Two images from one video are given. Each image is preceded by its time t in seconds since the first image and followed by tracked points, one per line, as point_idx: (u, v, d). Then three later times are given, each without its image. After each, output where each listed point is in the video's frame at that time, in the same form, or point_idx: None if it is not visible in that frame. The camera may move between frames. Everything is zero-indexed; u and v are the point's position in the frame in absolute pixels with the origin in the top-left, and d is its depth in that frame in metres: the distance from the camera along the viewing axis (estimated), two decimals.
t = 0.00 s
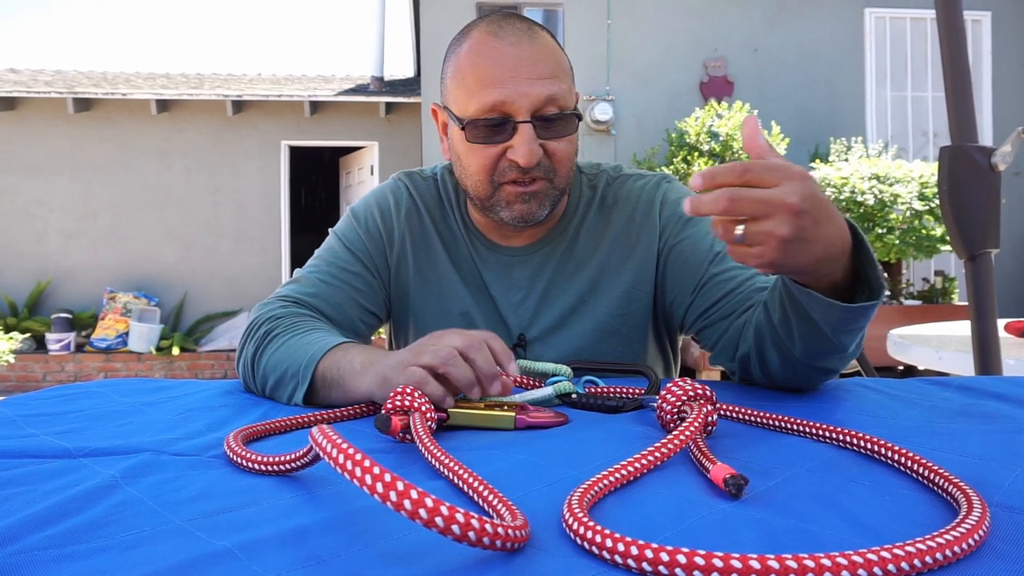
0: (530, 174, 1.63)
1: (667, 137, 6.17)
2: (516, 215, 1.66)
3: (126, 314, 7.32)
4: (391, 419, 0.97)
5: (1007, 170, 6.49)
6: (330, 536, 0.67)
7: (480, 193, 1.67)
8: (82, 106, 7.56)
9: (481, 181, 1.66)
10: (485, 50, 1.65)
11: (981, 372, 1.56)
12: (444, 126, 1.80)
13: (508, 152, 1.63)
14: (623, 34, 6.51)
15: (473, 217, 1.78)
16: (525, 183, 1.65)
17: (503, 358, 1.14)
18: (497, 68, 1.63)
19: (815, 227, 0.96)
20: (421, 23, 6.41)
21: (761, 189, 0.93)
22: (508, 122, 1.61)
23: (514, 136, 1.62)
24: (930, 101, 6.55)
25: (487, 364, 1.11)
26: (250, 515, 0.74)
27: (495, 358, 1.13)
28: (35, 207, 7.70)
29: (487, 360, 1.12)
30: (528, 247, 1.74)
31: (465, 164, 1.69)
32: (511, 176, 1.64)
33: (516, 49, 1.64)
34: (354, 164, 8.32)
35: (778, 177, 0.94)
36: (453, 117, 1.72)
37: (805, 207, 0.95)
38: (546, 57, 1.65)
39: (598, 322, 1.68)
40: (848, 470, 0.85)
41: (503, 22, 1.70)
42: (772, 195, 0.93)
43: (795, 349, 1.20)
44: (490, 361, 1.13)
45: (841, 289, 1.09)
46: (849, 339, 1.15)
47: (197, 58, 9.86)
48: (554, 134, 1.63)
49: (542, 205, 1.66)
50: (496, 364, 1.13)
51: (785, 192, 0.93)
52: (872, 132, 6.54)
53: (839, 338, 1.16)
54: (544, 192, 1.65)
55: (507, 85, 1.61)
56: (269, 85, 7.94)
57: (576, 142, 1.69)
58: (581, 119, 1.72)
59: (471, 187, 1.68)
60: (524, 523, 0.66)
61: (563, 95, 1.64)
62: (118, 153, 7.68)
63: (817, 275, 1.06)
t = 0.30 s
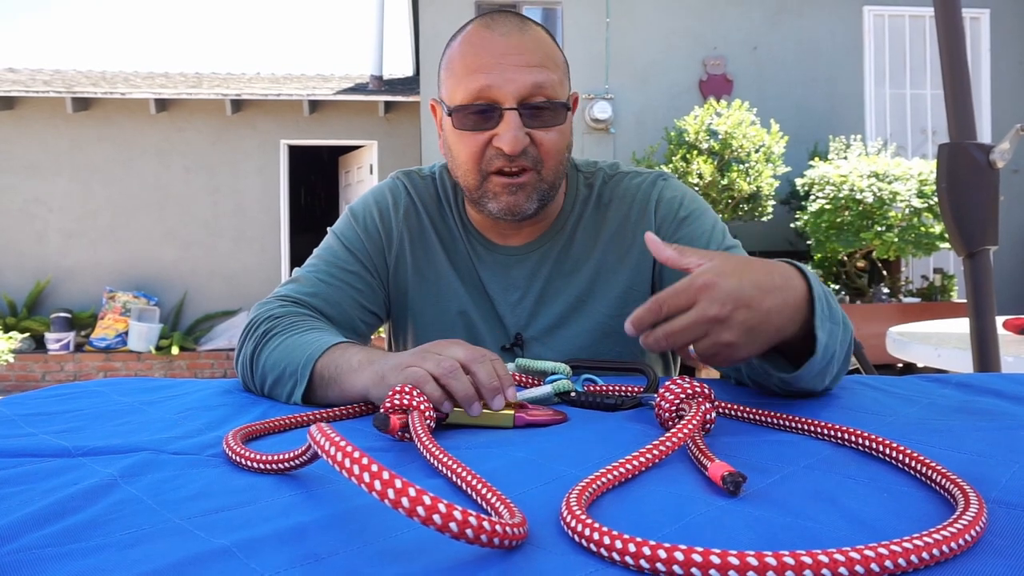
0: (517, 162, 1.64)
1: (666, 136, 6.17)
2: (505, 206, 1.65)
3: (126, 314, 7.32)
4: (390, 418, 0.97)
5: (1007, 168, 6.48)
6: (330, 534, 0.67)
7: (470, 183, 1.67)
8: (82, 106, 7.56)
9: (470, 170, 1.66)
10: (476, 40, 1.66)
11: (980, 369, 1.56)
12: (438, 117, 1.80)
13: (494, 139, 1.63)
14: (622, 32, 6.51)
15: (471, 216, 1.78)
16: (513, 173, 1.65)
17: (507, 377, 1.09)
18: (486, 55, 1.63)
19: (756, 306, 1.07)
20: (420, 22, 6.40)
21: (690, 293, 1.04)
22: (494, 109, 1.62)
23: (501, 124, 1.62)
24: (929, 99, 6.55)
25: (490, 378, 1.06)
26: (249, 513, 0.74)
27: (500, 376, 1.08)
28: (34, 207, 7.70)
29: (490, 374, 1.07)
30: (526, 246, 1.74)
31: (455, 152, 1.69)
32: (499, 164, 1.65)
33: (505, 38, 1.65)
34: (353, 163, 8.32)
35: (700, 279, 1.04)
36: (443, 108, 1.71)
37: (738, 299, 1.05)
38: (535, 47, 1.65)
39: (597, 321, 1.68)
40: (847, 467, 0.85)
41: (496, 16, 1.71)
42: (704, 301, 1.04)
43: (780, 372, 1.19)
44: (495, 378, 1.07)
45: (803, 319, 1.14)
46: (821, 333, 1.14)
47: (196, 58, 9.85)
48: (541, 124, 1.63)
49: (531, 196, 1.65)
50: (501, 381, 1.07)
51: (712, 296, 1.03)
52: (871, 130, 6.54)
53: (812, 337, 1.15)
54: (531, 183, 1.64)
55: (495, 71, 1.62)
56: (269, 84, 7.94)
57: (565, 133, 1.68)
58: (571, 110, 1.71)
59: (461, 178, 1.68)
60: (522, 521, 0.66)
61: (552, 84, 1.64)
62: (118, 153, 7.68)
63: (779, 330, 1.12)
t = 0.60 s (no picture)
0: (518, 156, 1.63)
1: (667, 135, 6.17)
2: (505, 201, 1.64)
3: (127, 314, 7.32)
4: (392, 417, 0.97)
5: (1008, 165, 6.47)
6: (331, 534, 0.67)
7: (471, 178, 1.67)
8: (82, 106, 7.57)
9: (471, 165, 1.66)
10: (476, 36, 1.66)
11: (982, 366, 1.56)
12: (439, 114, 1.80)
13: (495, 134, 1.63)
14: (623, 31, 6.50)
15: (472, 214, 1.78)
16: (514, 168, 1.65)
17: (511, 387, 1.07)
18: (485, 49, 1.63)
19: (690, 323, 1.14)
20: (420, 21, 6.40)
21: (626, 311, 1.13)
22: (494, 103, 1.62)
23: (502, 118, 1.62)
24: (930, 96, 6.55)
25: (490, 392, 1.03)
26: (251, 513, 0.74)
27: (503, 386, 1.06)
28: (36, 207, 7.71)
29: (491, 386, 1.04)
30: (527, 245, 1.74)
31: (455, 147, 1.69)
32: (499, 159, 1.65)
33: (505, 33, 1.65)
34: (354, 162, 8.31)
35: (635, 299, 1.14)
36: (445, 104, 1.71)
37: (670, 316, 1.13)
38: (535, 42, 1.65)
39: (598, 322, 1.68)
40: (849, 465, 0.85)
41: (496, 13, 1.71)
42: (639, 320, 1.13)
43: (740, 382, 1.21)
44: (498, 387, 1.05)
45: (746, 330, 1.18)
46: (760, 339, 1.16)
47: (196, 58, 9.86)
48: (541, 118, 1.63)
49: (532, 191, 1.65)
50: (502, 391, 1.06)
51: (645, 315, 1.13)
52: (872, 128, 6.54)
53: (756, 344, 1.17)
54: (532, 176, 1.64)
55: (494, 64, 1.61)
56: (269, 84, 7.95)
57: (565, 127, 1.68)
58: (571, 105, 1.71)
59: (463, 172, 1.68)
60: (525, 519, 0.66)
61: (552, 78, 1.64)
62: (119, 153, 7.68)
63: (719, 344, 1.17)
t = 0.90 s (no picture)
0: (520, 166, 1.63)
1: (669, 146, 6.18)
2: (507, 211, 1.65)
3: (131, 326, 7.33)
4: (395, 430, 0.97)
5: (1011, 174, 6.47)
6: (336, 547, 0.67)
7: (474, 189, 1.67)
8: (87, 119, 7.62)
9: (474, 175, 1.66)
10: (481, 47, 1.67)
11: (987, 376, 1.56)
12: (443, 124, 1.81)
13: (497, 144, 1.63)
14: (625, 42, 6.53)
15: (475, 225, 1.79)
16: (516, 178, 1.65)
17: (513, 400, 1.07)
18: (489, 60, 1.64)
19: (704, 330, 1.14)
20: (423, 34, 6.44)
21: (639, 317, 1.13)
22: (497, 112, 1.62)
23: (503, 128, 1.62)
24: (932, 106, 6.56)
25: (490, 407, 1.03)
26: (255, 526, 0.74)
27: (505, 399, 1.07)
28: (41, 220, 7.75)
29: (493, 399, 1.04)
30: (530, 257, 1.74)
31: (459, 157, 1.69)
32: (501, 169, 1.64)
33: (510, 45, 1.66)
34: (357, 174, 8.35)
35: (649, 304, 1.14)
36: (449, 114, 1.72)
37: (685, 323, 1.13)
38: (539, 55, 1.67)
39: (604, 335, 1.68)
40: (855, 477, 0.85)
41: (502, 24, 1.72)
42: (653, 326, 1.13)
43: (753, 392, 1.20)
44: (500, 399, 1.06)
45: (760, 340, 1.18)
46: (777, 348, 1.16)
47: (200, 71, 9.91)
48: (544, 128, 1.63)
49: (534, 202, 1.65)
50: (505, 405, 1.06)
51: (659, 321, 1.13)
52: (874, 138, 6.55)
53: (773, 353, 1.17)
54: (534, 187, 1.64)
55: (497, 75, 1.62)
56: (273, 97, 7.98)
57: (569, 139, 1.68)
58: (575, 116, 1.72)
59: (465, 183, 1.69)
60: (530, 533, 0.66)
61: (555, 89, 1.66)
62: (123, 167, 7.72)
63: (732, 352, 1.17)
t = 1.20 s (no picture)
0: (520, 164, 1.63)
1: (670, 145, 6.18)
2: (507, 209, 1.65)
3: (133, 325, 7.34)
4: (395, 427, 0.97)
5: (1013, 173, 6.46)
6: (336, 545, 0.67)
7: (475, 187, 1.67)
8: (89, 118, 7.63)
9: (474, 173, 1.66)
10: (482, 45, 1.67)
11: (990, 376, 1.56)
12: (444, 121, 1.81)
13: (497, 142, 1.63)
14: (627, 41, 6.51)
15: (476, 221, 1.79)
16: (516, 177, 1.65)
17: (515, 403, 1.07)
18: (489, 58, 1.64)
19: (685, 334, 1.14)
20: (425, 32, 6.43)
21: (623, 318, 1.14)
22: (498, 111, 1.62)
23: (504, 126, 1.62)
24: (934, 105, 6.56)
25: (490, 405, 1.03)
26: (256, 524, 0.74)
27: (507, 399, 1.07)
28: (43, 219, 7.76)
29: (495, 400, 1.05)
30: (531, 253, 1.74)
31: (460, 155, 1.69)
32: (502, 167, 1.64)
33: (510, 43, 1.66)
34: (358, 172, 8.35)
35: (630, 309, 1.15)
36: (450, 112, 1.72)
37: (665, 328, 1.14)
38: (540, 53, 1.67)
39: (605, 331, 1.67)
40: (856, 476, 0.85)
41: (502, 22, 1.72)
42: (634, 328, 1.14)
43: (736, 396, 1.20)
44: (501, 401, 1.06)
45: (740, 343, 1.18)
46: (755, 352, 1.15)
47: (202, 70, 9.91)
48: (544, 127, 1.63)
49: (535, 200, 1.65)
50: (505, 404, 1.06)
51: (639, 325, 1.13)
52: (876, 137, 6.55)
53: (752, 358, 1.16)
54: (535, 185, 1.64)
55: (498, 73, 1.62)
56: (275, 95, 7.98)
57: (569, 137, 1.68)
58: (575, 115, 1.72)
59: (466, 181, 1.69)
60: (530, 531, 0.66)
61: (555, 87, 1.66)
62: (125, 165, 7.72)
63: (713, 356, 1.17)
